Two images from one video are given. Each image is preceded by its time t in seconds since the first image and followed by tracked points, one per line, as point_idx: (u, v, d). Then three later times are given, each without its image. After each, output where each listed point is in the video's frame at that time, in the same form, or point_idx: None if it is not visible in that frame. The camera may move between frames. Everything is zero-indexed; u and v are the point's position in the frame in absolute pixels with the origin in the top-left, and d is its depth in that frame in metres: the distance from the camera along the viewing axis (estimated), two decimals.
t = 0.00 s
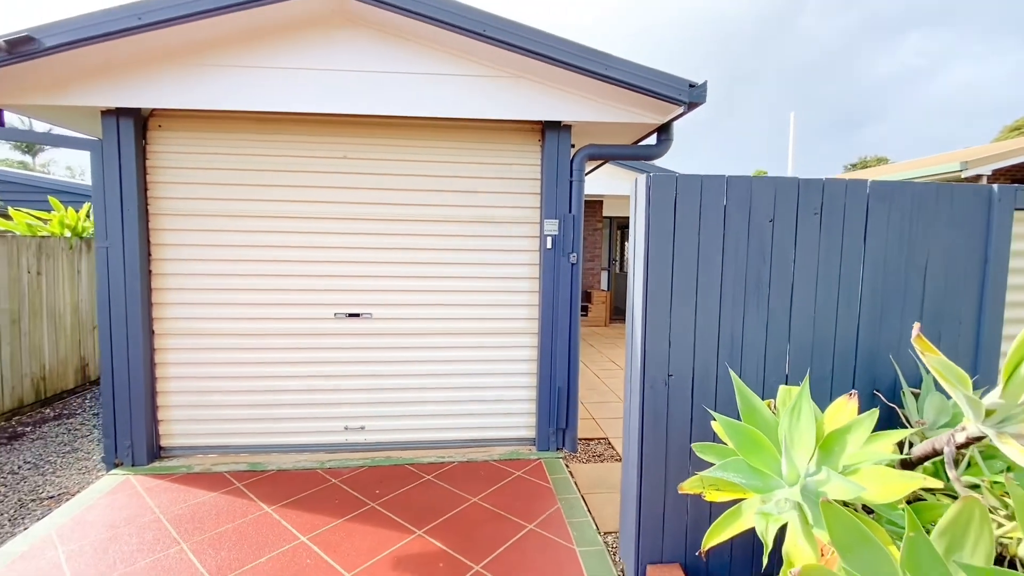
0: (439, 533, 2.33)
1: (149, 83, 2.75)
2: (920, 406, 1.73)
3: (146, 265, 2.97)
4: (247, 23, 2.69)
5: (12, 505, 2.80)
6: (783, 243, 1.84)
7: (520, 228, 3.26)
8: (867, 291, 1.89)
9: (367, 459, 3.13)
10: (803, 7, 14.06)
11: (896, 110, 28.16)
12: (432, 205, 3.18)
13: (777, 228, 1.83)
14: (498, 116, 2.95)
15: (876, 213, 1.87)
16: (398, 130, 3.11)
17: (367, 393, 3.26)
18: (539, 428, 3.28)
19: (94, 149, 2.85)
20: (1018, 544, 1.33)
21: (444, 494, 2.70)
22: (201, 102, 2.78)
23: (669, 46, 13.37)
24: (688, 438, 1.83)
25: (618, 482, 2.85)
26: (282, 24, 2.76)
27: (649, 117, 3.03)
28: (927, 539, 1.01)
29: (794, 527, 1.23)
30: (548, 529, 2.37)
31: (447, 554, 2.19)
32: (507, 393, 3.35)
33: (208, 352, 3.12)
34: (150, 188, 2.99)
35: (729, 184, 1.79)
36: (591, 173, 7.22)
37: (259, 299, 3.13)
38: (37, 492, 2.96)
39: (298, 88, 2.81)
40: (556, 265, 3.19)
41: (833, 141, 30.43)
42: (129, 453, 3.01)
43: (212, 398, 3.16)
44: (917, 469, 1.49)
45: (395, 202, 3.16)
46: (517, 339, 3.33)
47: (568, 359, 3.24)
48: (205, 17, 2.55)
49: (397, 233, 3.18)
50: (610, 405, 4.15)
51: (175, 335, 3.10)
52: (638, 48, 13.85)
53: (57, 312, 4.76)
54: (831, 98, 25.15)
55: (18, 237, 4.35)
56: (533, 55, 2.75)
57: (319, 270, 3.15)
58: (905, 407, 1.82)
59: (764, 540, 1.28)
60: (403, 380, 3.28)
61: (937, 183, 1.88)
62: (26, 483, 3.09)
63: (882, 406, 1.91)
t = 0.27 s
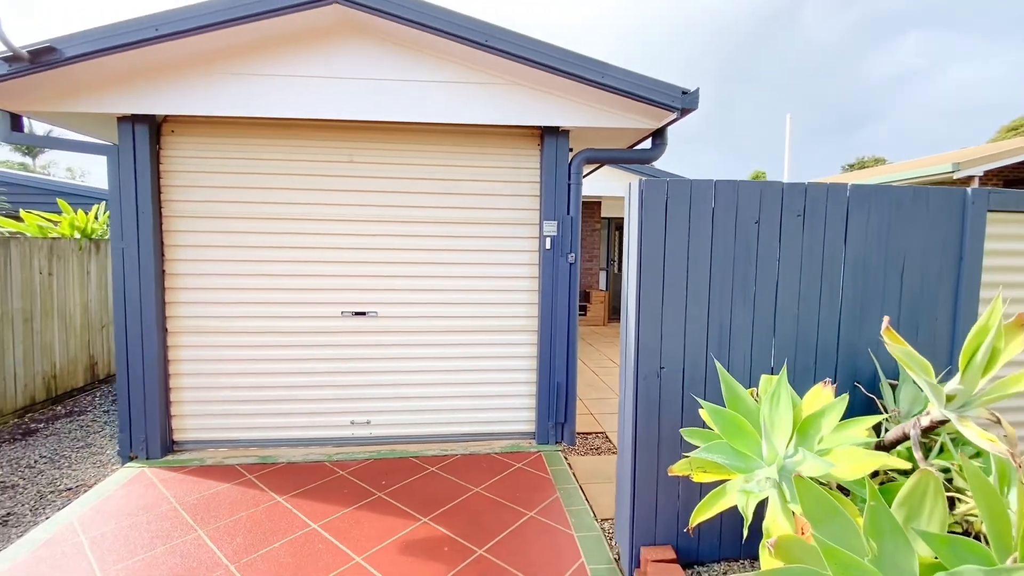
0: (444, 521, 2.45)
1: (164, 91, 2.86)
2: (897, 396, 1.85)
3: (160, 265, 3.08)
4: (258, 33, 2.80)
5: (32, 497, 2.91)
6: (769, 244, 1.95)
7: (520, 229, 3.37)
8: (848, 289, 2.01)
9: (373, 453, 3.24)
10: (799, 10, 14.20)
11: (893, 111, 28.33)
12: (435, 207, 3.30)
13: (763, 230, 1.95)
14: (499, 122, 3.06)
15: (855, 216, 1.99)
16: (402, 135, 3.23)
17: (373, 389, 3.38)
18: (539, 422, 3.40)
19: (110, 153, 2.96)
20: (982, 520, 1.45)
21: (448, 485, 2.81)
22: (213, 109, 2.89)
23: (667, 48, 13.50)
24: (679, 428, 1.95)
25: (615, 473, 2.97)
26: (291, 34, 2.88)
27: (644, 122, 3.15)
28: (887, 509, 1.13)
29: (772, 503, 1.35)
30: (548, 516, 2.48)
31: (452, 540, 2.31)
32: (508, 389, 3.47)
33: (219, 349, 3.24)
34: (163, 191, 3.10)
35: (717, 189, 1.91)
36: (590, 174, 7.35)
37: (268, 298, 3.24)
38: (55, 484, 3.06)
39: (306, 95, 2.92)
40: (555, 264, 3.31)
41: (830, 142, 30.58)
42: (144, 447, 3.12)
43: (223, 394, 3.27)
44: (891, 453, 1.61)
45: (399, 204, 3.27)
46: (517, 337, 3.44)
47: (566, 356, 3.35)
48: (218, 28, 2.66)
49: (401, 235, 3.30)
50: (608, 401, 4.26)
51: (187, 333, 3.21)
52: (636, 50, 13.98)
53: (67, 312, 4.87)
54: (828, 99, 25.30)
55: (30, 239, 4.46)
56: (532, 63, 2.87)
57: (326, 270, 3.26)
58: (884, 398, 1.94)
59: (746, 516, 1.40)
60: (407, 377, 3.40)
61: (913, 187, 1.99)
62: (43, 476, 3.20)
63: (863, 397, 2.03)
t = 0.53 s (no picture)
0: (447, 508, 2.56)
1: (175, 97, 2.97)
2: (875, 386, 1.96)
3: (171, 265, 3.19)
4: (265, 42, 2.92)
5: (48, 488, 3.01)
6: (753, 244, 2.07)
7: (519, 229, 3.49)
8: (829, 286, 2.12)
9: (377, 446, 3.36)
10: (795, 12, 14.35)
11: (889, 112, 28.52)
12: (436, 208, 3.41)
13: (748, 230, 2.06)
14: (498, 126, 3.18)
15: (835, 216, 2.10)
16: (404, 138, 3.34)
17: (376, 384, 3.49)
18: (537, 416, 3.51)
19: (123, 157, 3.07)
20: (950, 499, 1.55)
21: (450, 475, 2.92)
22: (222, 114, 3.00)
23: (664, 49, 13.64)
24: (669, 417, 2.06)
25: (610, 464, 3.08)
26: (297, 42, 2.99)
27: (638, 126, 3.27)
28: (852, 480, 1.23)
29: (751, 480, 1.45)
30: (546, 504, 2.60)
31: (454, 525, 2.42)
32: (507, 384, 3.58)
33: (227, 346, 3.35)
34: (174, 193, 3.21)
35: (704, 191, 2.03)
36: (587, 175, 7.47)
37: (275, 296, 3.35)
38: (70, 477, 3.17)
39: (312, 101, 3.03)
40: (553, 263, 3.42)
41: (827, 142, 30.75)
42: (155, 441, 3.23)
43: (232, 389, 3.38)
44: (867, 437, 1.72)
45: (402, 206, 3.39)
46: (516, 334, 3.56)
47: (564, 352, 3.47)
48: (228, 37, 2.77)
49: (404, 235, 3.41)
50: (604, 396, 4.38)
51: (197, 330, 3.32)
52: (633, 53, 14.13)
53: (75, 312, 4.98)
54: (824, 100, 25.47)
55: (39, 240, 4.56)
56: (529, 70, 2.98)
57: (331, 269, 3.37)
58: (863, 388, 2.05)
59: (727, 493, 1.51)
60: (409, 372, 3.51)
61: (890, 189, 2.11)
62: (57, 469, 3.31)
63: (843, 388, 2.14)
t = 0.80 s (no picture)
0: (448, 499, 2.66)
1: (183, 103, 3.06)
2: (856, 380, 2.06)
3: (179, 265, 3.29)
4: (271, 49, 3.01)
5: (60, 482, 3.11)
6: (739, 244, 2.17)
7: (517, 230, 3.59)
8: (812, 284, 2.22)
9: (380, 440, 3.46)
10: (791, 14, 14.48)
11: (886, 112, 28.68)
12: (437, 209, 3.51)
13: (734, 231, 2.16)
14: (496, 130, 3.28)
15: (819, 218, 2.20)
16: (405, 142, 3.44)
17: (379, 381, 3.59)
18: (535, 412, 3.61)
19: (133, 161, 3.16)
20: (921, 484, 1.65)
21: (451, 468, 3.02)
22: (229, 119, 3.10)
23: (661, 50, 13.75)
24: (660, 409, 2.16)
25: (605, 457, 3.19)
26: (302, 49, 3.09)
27: (632, 131, 3.37)
28: (823, 462, 1.34)
29: (733, 465, 1.56)
30: (543, 494, 2.70)
31: (455, 515, 2.52)
32: (506, 381, 3.68)
33: (234, 344, 3.44)
34: (182, 196, 3.30)
35: (693, 193, 2.13)
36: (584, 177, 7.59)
37: (280, 296, 3.45)
38: (81, 471, 3.26)
39: (316, 106, 3.13)
40: (550, 263, 3.52)
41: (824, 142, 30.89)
42: (164, 436, 3.33)
43: (238, 386, 3.48)
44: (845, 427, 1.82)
45: (403, 207, 3.48)
46: (515, 332, 3.66)
47: (561, 349, 3.57)
48: (235, 45, 2.87)
49: (405, 235, 3.51)
50: (601, 393, 4.48)
51: (204, 329, 3.41)
52: (631, 54, 14.24)
53: (82, 312, 5.07)
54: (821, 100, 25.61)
55: (47, 241, 4.66)
56: (526, 76, 3.09)
57: (335, 269, 3.47)
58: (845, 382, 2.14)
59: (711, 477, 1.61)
60: (411, 369, 3.61)
61: (870, 192, 2.21)
62: (68, 464, 3.40)
63: (827, 382, 2.24)
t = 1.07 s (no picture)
0: (447, 490, 2.76)
1: (189, 107, 3.15)
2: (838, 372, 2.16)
3: (185, 264, 3.38)
4: (274, 55, 3.11)
5: (71, 475, 3.20)
6: (726, 243, 2.27)
7: (514, 230, 3.69)
8: (796, 282, 2.32)
9: (381, 435, 3.55)
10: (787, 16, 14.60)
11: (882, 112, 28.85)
12: (436, 210, 3.61)
13: (721, 230, 2.26)
14: (493, 133, 3.37)
15: (802, 218, 2.30)
16: (405, 145, 3.54)
17: (380, 377, 3.69)
18: (532, 407, 3.71)
19: (140, 164, 3.25)
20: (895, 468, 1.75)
21: (450, 461, 3.12)
22: (234, 123, 3.19)
23: (657, 51, 13.86)
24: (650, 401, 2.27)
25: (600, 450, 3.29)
26: (305, 55, 3.19)
27: (626, 133, 3.47)
28: (796, 446, 1.44)
29: (716, 451, 1.66)
30: (540, 485, 2.80)
31: (454, 504, 2.62)
32: (504, 377, 3.78)
33: (239, 341, 3.54)
34: (188, 197, 3.39)
35: (681, 194, 2.23)
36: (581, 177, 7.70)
37: (284, 295, 3.54)
38: (91, 465, 3.36)
39: (319, 110, 3.22)
40: (546, 262, 3.62)
41: (821, 141, 31.05)
42: (171, 431, 3.42)
43: (243, 383, 3.57)
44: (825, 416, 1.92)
45: (403, 208, 3.58)
46: (512, 329, 3.76)
47: (557, 346, 3.67)
48: (240, 52, 2.96)
49: (405, 236, 3.60)
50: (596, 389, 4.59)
51: (209, 327, 3.51)
52: (628, 56, 14.37)
53: (87, 311, 5.16)
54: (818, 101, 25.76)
55: (52, 242, 4.75)
56: (522, 81, 3.19)
57: (337, 268, 3.56)
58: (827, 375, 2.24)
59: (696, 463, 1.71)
60: (411, 366, 3.70)
61: (851, 194, 2.31)
62: (77, 458, 3.49)
63: (810, 375, 2.34)
